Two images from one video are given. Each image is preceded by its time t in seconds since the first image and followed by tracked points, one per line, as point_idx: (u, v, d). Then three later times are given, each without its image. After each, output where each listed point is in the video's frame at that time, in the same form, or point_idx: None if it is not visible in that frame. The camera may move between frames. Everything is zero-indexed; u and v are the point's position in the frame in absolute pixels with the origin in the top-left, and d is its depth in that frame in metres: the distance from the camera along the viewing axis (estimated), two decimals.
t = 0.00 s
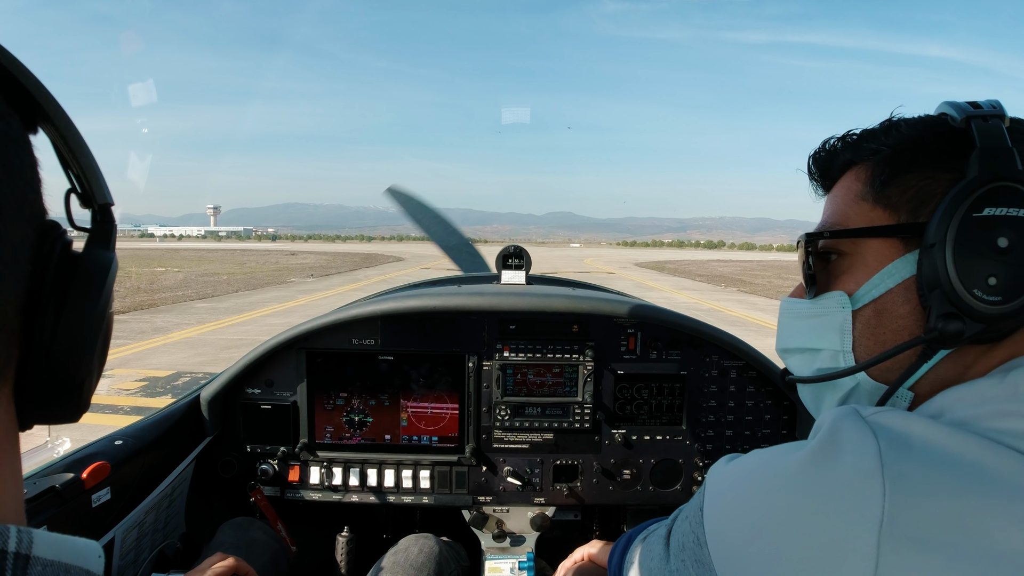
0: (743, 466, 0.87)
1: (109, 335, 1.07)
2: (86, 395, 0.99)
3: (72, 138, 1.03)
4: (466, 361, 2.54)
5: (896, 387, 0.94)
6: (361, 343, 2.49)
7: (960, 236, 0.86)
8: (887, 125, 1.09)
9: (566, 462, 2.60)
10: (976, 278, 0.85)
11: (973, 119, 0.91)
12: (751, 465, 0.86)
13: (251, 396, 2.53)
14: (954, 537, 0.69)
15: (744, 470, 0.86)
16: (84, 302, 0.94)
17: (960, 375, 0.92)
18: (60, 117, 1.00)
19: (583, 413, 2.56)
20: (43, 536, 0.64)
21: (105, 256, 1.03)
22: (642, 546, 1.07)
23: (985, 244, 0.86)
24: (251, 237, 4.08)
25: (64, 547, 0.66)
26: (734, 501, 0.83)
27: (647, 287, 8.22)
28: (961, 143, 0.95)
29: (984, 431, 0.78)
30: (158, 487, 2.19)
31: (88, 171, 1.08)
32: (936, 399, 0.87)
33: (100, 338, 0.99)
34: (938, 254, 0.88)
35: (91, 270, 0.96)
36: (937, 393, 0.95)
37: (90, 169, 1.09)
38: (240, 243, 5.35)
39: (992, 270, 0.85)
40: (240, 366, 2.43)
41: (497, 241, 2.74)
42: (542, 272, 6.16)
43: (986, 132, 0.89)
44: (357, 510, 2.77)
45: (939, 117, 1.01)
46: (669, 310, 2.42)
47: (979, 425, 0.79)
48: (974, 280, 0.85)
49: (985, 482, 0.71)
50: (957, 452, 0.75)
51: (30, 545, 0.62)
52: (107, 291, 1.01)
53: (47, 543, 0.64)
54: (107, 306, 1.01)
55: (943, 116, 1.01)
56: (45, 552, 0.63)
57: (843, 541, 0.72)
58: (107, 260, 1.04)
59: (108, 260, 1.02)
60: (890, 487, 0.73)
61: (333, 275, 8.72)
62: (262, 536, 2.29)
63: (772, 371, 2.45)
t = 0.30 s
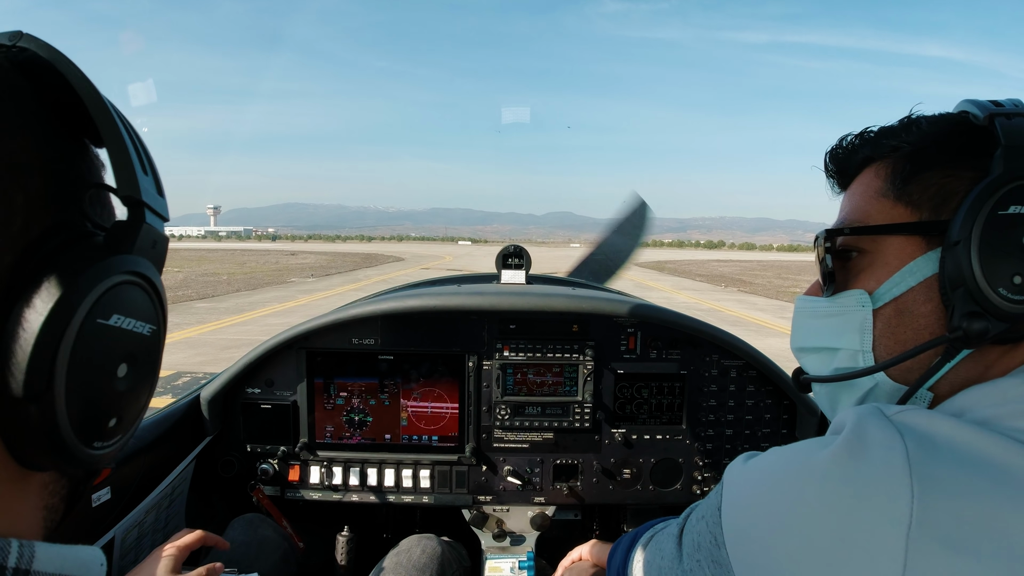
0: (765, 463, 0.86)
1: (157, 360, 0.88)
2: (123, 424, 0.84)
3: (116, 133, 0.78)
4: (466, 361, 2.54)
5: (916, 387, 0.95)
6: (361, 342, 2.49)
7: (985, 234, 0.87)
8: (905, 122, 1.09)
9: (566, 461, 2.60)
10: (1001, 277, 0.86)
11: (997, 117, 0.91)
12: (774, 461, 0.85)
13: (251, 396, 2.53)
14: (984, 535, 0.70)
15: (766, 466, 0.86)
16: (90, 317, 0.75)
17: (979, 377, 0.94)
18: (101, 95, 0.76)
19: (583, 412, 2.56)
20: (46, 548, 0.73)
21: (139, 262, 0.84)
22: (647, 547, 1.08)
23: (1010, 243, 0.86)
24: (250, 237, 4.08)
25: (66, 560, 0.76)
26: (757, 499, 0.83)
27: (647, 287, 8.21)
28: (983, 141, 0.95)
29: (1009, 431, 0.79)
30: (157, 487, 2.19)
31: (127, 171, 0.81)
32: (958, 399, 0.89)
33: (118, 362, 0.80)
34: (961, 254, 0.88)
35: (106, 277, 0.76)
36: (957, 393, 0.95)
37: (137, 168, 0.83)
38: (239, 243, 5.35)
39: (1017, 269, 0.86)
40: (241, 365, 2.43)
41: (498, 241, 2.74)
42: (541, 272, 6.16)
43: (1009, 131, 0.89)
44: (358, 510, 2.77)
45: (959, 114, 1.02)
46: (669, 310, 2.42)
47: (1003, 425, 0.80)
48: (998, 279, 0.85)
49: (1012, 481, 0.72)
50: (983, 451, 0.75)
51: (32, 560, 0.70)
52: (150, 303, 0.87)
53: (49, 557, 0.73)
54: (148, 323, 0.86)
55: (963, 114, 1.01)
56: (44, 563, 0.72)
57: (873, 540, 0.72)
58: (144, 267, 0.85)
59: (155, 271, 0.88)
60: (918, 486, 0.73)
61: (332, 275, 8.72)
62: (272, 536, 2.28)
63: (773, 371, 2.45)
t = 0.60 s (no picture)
0: (768, 463, 0.86)
1: (187, 380, 0.87)
2: (151, 442, 0.82)
3: (163, 156, 0.85)
4: (466, 361, 2.55)
5: (920, 387, 0.95)
6: (361, 342, 2.49)
7: (991, 235, 0.87)
8: (913, 122, 1.09)
9: (565, 461, 2.60)
10: (1007, 277, 0.85)
11: (1002, 117, 0.92)
12: (778, 461, 0.85)
13: (251, 396, 2.53)
14: (990, 535, 0.70)
15: (769, 466, 0.86)
16: (126, 334, 0.74)
17: (983, 377, 0.94)
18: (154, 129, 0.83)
19: (583, 412, 2.56)
20: (60, 552, 0.71)
21: (177, 282, 0.83)
22: (648, 548, 1.07)
23: (1016, 243, 0.86)
24: (250, 237, 4.08)
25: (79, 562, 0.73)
26: (761, 499, 0.83)
27: (646, 287, 8.21)
28: (990, 142, 0.95)
29: (1013, 431, 0.79)
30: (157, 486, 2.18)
31: (173, 190, 0.88)
32: (962, 399, 0.89)
33: (151, 379, 0.79)
34: (967, 255, 0.88)
35: (145, 295, 0.76)
36: (961, 393, 0.96)
37: (182, 195, 0.90)
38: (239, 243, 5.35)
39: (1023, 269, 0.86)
40: (241, 365, 2.43)
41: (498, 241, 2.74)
42: (541, 272, 6.17)
43: (1014, 131, 0.89)
44: (358, 510, 2.78)
45: (966, 115, 1.02)
46: (669, 310, 2.42)
47: (1008, 425, 0.80)
48: (1003, 279, 0.85)
49: (1016, 481, 0.72)
50: (987, 451, 0.76)
51: (43, 565, 0.68)
52: (185, 322, 0.86)
53: (64, 560, 0.71)
54: (183, 342, 0.85)
55: (970, 114, 1.02)
56: (59, 568, 0.70)
57: (879, 540, 0.72)
58: (183, 288, 0.84)
59: (193, 292, 0.88)
60: (924, 485, 0.73)
61: (332, 275, 8.72)
62: (270, 535, 2.28)
63: (773, 372, 2.45)
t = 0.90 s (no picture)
0: (766, 463, 0.86)
1: (180, 379, 0.86)
2: (144, 441, 0.82)
3: (154, 149, 0.83)
4: (466, 361, 2.55)
5: (917, 386, 0.95)
6: (361, 343, 2.50)
7: (989, 233, 0.87)
8: (914, 121, 1.09)
9: (566, 461, 2.60)
10: (1004, 276, 0.86)
11: (1001, 116, 0.91)
12: (776, 461, 0.85)
13: (250, 396, 2.53)
14: (988, 535, 0.69)
15: (768, 465, 0.86)
16: (117, 332, 0.73)
17: (981, 376, 0.94)
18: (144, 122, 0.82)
19: (583, 412, 2.56)
20: (58, 552, 0.71)
21: (169, 279, 0.82)
22: (646, 548, 1.07)
23: (1014, 242, 0.86)
24: (250, 237, 4.08)
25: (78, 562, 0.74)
26: (759, 499, 0.83)
27: (646, 287, 8.21)
28: (990, 141, 0.95)
29: (1012, 430, 0.79)
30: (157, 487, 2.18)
31: (162, 187, 0.86)
32: (961, 398, 0.89)
33: (142, 378, 0.78)
34: (965, 253, 0.88)
35: (136, 292, 0.75)
36: (959, 392, 0.96)
37: (172, 188, 0.88)
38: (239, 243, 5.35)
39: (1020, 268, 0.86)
40: (240, 366, 2.43)
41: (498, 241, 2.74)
42: (541, 272, 6.17)
43: (1014, 130, 0.89)
44: (358, 510, 2.78)
45: (966, 114, 1.02)
46: (669, 310, 2.42)
47: (1007, 424, 0.80)
48: (1001, 278, 0.85)
49: (1015, 482, 0.72)
50: (987, 452, 0.76)
51: (42, 565, 0.68)
52: (178, 319, 0.85)
53: (63, 561, 0.71)
54: (176, 340, 0.85)
55: (970, 113, 1.01)
56: (58, 569, 0.70)
57: (878, 540, 0.72)
58: (174, 285, 0.83)
59: (186, 289, 0.87)
60: (922, 486, 0.73)
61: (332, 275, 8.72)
62: (265, 535, 2.29)
63: (774, 372, 2.45)
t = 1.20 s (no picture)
0: (767, 463, 0.87)
1: (181, 366, 0.86)
2: (146, 430, 0.81)
3: (145, 137, 0.82)
4: (466, 361, 2.55)
5: (918, 387, 0.95)
6: (362, 342, 2.50)
7: (988, 235, 0.87)
8: (914, 124, 1.09)
9: (566, 461, 2.60)
10: (1004, 277, 0.85)
11: (1001, 118, 0.92)
12: (777, 461, 0.85)
13: (250, 396, 2.53)
14: (992, 535, 0.69)
15: (768, 466, 0.86)
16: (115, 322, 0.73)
17: (981, 377, 0.94)
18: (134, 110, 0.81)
19: (583, 412, 2.56)
20: (62, 553, 0.71)
21: (165, 266, 0.82)
22: (647, 548, 1.07)
23: (1013, 243, 0.86)
24: (251, 237, 4.08)
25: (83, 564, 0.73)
26: (760, 501, 0.83)
27: (646, 287, 8.20)
28: (990, 143, 0.95)
29: (1013, 430, 0.79)
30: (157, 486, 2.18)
31: (156, 173, 0.85)
32: (962, 398, 0.89)
33: (143, 365, 0.78)
34: (965, 255, 0.88)
35: (135, 279, 0.75)
36: (959, 393, 0.95)
37: (165, 175, 0.87)
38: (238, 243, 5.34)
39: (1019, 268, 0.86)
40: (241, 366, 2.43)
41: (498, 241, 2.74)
42: (541, 271, 6.17)
43: (1014, 131, 0.89)
44: (358, 509, 2.78)
45: (966, 117, 1.02)
46: (669, 310, 2.42)
47: (1009, 424, 0.80)
48: (1001, 279, 0.85)
49: (1017, 481, 0.72)
50: (988, 451, 0.76)
51: (46, 567, 0.68)
52: (175, 307, 0.85)
53: (66, 562, 0.71)
54: (174, 327, 0.84)
55: (970, 116, 1.02)
56: (61, 571, 0.70)
57: (880, 540, 0.72)
58: (171, 271, 0.83)
59: (182, 276, 0.87)
60: (923, 485, 0.73)
61: (332, 275, 8.72)
62: (265, 535, 2.29)
63: (774, 372, 2.45)
